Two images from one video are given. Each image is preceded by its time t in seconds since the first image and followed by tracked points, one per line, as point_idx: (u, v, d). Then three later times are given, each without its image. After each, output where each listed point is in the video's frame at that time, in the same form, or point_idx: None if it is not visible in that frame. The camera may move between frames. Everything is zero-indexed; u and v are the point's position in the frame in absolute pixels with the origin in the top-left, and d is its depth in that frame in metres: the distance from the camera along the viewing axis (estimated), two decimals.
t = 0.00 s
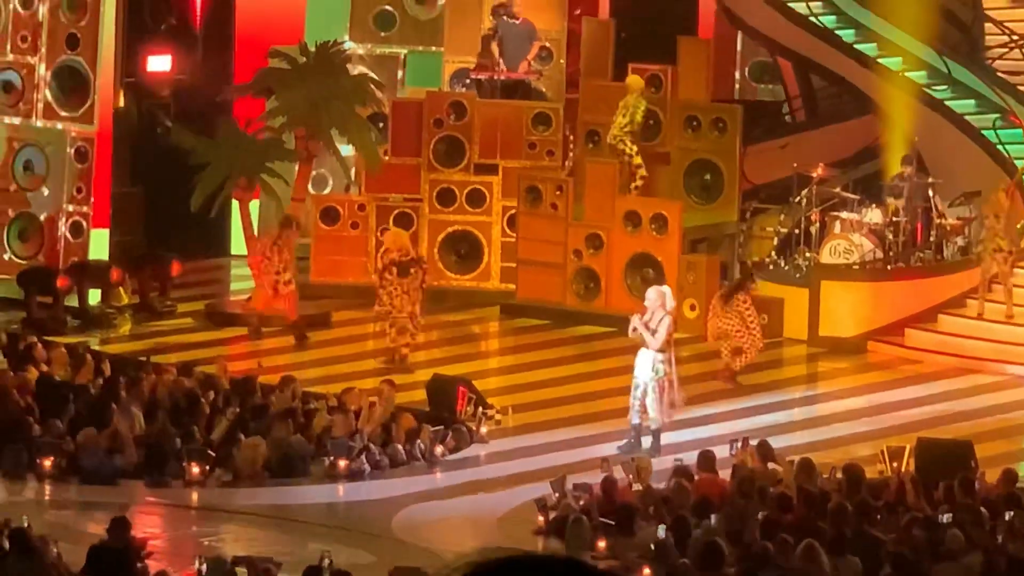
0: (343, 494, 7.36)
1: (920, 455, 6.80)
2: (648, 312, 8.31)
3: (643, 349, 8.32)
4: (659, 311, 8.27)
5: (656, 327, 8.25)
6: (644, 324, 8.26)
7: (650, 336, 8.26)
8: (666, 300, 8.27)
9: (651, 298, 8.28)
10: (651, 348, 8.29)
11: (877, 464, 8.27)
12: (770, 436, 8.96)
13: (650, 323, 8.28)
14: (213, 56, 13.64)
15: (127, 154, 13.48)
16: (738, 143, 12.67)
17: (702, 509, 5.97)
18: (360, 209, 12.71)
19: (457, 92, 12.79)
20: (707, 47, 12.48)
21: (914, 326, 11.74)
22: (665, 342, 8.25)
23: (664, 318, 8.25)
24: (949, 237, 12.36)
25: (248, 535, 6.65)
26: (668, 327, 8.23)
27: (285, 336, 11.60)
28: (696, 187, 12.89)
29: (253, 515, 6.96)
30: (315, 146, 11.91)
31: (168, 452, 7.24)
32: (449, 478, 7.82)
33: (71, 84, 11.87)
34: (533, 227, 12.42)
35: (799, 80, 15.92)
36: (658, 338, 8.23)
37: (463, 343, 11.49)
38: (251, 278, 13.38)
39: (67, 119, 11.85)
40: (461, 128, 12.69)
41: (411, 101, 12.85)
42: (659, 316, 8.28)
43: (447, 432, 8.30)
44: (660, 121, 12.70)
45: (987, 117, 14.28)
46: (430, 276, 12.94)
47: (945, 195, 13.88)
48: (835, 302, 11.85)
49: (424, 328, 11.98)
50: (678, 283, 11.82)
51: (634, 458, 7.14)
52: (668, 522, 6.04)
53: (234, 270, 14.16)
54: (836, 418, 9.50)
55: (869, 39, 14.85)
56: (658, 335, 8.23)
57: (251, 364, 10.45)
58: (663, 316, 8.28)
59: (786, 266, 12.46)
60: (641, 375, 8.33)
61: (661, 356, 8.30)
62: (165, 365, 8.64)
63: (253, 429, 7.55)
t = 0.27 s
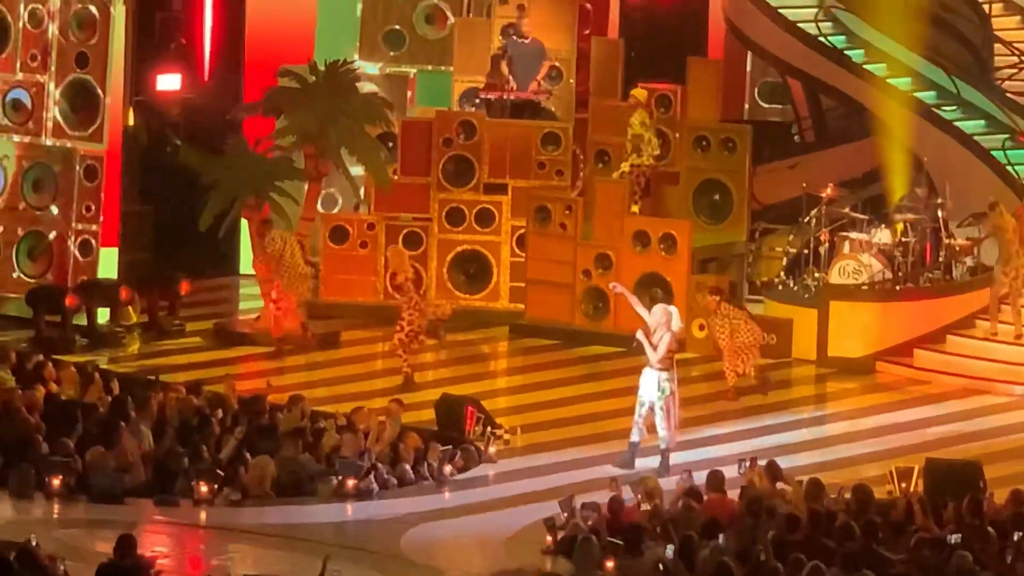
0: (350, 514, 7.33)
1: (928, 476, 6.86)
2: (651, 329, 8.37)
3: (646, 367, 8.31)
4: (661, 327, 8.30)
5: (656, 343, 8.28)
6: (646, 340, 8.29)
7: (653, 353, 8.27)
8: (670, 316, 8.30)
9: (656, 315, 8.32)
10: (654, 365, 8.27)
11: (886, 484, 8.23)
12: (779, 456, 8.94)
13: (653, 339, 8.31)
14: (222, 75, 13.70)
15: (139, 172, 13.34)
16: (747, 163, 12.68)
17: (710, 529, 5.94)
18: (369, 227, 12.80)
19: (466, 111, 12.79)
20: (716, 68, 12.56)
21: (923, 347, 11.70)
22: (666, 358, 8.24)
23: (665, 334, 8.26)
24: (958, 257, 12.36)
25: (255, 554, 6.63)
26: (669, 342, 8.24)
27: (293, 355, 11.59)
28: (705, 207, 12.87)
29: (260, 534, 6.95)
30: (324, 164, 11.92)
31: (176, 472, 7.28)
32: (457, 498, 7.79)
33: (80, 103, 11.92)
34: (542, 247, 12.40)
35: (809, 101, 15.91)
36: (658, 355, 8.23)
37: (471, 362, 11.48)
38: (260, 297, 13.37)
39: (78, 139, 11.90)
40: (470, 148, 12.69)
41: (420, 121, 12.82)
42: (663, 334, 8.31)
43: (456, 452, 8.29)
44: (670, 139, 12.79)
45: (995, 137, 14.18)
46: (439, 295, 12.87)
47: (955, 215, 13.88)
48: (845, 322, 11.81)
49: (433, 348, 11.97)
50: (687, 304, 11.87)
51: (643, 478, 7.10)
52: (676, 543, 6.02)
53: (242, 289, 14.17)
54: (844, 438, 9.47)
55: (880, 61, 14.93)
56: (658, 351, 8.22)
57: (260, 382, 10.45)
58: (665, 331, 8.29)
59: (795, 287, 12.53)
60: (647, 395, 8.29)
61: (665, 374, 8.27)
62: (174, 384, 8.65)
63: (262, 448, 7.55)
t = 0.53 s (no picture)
0: (356, 526, 7.37)
1: (936, 491, 6.86)
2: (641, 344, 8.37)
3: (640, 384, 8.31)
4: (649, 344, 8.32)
5: (650, 359, 8.28)
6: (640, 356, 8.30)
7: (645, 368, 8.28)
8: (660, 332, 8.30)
9: (648, 331, 8.32)
10: (648, 381, 8.28)
11: (892, 498, 8.22)
12: (785, 470, 8.94)
13: (646, 355, 8.32)
14: (229, 89, 13.75)
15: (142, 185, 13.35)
16: (753, 177, 12.68)
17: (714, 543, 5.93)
18: (375, 241, 12.73)
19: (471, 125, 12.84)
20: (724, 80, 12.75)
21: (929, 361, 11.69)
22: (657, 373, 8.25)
23: (656, 349, 8.28)
24: (963, 271, 12.34)
25: (260, 567, 6.63)
26: (661, 358, 8.25)
27: (298, 368, 11.59)
28: (711, 221, 12.86)
29: (265, 547, 6.94)
30: (329, 178, 11.92)
31: (181, 485, 7.23)
32: (463, 511, 7.81)
33: (85, 116, 11.92)
34: (548, 260, 12.39)
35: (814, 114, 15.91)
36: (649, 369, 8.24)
37: (477, 376, 11.48)
38: (265, 310, 13.38)
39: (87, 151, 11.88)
40: (475, 161, 12.71)
41: (425, 134, 12.90)
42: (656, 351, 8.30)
43: (462, 465, 8.29)
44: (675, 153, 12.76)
45: (1002, 151, 14.18)
46: (445, 309, 12.88)
47: (960, 230, 13.80)
48: (850, 336, 11.81)
49: (438, 361, 11.96)
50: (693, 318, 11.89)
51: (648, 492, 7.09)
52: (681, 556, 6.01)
53: (247, 303, 14.17)
54: (849, 452, 9.46)
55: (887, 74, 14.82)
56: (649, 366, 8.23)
57: (266, 396, 10.45)
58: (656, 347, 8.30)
59: (802, 301, 12.46)
60: (640, 411, 8.29)
61: (659, 390, 8.27)
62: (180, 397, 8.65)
63: (267, 461, 7.53)
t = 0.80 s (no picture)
0: (362, 529, 7.37)
1: (942, 494, 6.84)
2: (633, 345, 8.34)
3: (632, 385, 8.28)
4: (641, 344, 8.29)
5: (642, 359, 8.25)
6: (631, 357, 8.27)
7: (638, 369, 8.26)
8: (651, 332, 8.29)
9: (639, 331, 8.30)
10: (641, 381, 8.24)
11: (897, 501, 8.20)
12: (791, 473, 8.93)
13: (640, 356, 8.28)
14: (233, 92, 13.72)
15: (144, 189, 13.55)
16: (759, 181, 12.66)
17: (719, 547, 5.93)
18: (380, 244, 12.77)
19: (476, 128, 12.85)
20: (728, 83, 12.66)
21: (934, 364, 11.68)
22: (649, 373, 8.23)
23: (649, 350, 8.25)
24: (969, 274, 12.33)
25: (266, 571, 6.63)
26: (655, 358, 8.21)
27: (303, 372, 11.59)
28: (716, 224, 12.86)
29: (271, 550, 6.95)
30: (335, 181, 11.95)
31: (187, 488, 7.22)
32: (469, 513, 7.81)
33: (90, 119, 11.92)
34: (553, 263, 12.37)
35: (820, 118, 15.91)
36: (642, 370, 8.22)
37: (482, 379, 11.48)
38: (270, 314, 13.38)
39: (91, 154, 11.90)
40: (480, 165, 12.71)
41: (429, 138, 12.88)
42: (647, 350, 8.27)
43: (467, 469, 8.28)
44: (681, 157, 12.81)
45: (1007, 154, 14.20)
46: (450, 313, 12.84)
47: (966, 234, 13.76)
48: (855, 339, 11.79)
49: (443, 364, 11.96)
50: (699, 321, 11.93)
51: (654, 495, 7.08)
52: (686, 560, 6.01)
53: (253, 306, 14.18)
54: (855, 456, 9.44)
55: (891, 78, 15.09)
56: (640, 367, 8.21)
57: (271, 399, 10.44)
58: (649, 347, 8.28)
59: (808, 302, 12.35)
60: (634, 411, 8.24)
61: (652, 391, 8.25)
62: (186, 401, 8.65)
63: (272, 464, 7.53)
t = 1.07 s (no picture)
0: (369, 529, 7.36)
1: (948, 493, 6.84)
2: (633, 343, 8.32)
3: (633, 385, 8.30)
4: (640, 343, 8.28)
5: (644, 360, 8.25)
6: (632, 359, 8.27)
7: (639, 369, 8.27)
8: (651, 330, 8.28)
9: (640, 332, 8.28)
10: (642, 382, 8.27)
11: (904, 501, 8.19)
12: (797, 472, 8.93)
13: (641, 356, 8.27)
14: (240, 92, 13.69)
15: (153, 188, 13.41)
16: (765, 180, 12.63)
17: (726, 546, 5.93)
18: (387, 244, 12.73)
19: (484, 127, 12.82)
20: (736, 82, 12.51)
21: (941, 363, 11.66)
22: (651, 375, 8.23)
23: (651, 350, 8.24)
24: (976, 274, 12.30)
25: (274, 570, 6.63)
26: (659, 359, 8.22)
27: (310, 372, 11.60)
28: (723, 223, 12.84)
29: (277, 550, 6.95)
30: (342, 181, 11.94)
31: (194, 487, 7.21)
32: (476, 513, 7.82)
33: (96, 118, 11.94)
34: (560, 263, 12.37)
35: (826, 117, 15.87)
36: (644, 372, 8.22)
37: (489, 379, 11.48)
38: (277, 313, 13.39)
39: (96, 152, 11.89)
40: (488, 164, 12.71)
41: (437, 136, 12.84)
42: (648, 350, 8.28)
43: (473, 468, 8.27)
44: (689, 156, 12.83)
45: (1013, 154, 14.14)
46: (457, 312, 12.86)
47: (973, 234, 13.64)
48: (862, 339, 11.79)
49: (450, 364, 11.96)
50: (705, 320, 11.93)
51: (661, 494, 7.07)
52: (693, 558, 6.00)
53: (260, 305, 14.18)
54: (862, 455, 9.43)
55: (900, 79, 15.11)
56: (642, 369, 8.21)
57: (278, 398, 10.45)
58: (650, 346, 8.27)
59: (814, 303, 12.27)
60: (635, 411, 8.30)
61: (653, 390, 8.28)
62: (194, 400, 8.66)
63: (279, 463, 7.53)
